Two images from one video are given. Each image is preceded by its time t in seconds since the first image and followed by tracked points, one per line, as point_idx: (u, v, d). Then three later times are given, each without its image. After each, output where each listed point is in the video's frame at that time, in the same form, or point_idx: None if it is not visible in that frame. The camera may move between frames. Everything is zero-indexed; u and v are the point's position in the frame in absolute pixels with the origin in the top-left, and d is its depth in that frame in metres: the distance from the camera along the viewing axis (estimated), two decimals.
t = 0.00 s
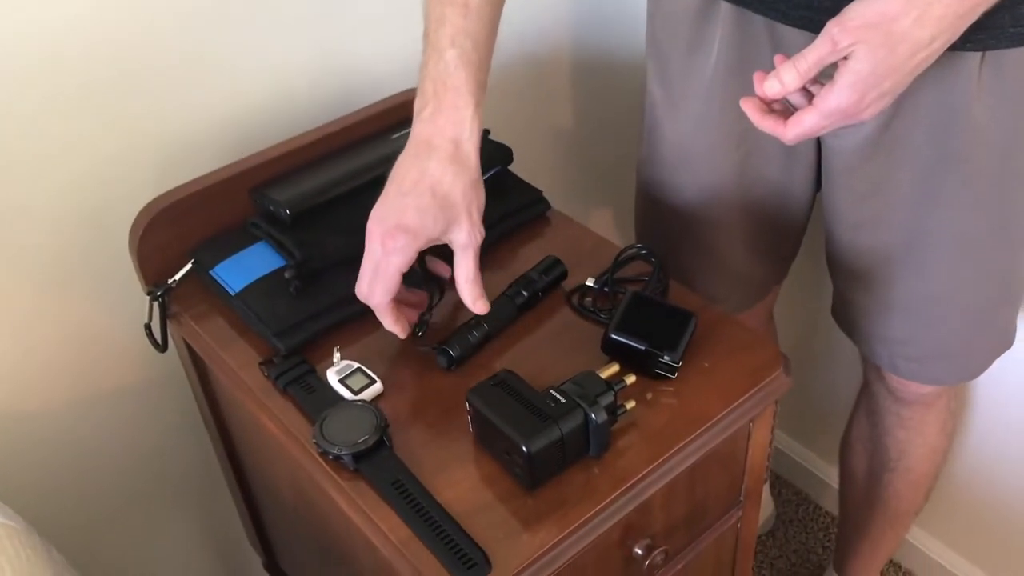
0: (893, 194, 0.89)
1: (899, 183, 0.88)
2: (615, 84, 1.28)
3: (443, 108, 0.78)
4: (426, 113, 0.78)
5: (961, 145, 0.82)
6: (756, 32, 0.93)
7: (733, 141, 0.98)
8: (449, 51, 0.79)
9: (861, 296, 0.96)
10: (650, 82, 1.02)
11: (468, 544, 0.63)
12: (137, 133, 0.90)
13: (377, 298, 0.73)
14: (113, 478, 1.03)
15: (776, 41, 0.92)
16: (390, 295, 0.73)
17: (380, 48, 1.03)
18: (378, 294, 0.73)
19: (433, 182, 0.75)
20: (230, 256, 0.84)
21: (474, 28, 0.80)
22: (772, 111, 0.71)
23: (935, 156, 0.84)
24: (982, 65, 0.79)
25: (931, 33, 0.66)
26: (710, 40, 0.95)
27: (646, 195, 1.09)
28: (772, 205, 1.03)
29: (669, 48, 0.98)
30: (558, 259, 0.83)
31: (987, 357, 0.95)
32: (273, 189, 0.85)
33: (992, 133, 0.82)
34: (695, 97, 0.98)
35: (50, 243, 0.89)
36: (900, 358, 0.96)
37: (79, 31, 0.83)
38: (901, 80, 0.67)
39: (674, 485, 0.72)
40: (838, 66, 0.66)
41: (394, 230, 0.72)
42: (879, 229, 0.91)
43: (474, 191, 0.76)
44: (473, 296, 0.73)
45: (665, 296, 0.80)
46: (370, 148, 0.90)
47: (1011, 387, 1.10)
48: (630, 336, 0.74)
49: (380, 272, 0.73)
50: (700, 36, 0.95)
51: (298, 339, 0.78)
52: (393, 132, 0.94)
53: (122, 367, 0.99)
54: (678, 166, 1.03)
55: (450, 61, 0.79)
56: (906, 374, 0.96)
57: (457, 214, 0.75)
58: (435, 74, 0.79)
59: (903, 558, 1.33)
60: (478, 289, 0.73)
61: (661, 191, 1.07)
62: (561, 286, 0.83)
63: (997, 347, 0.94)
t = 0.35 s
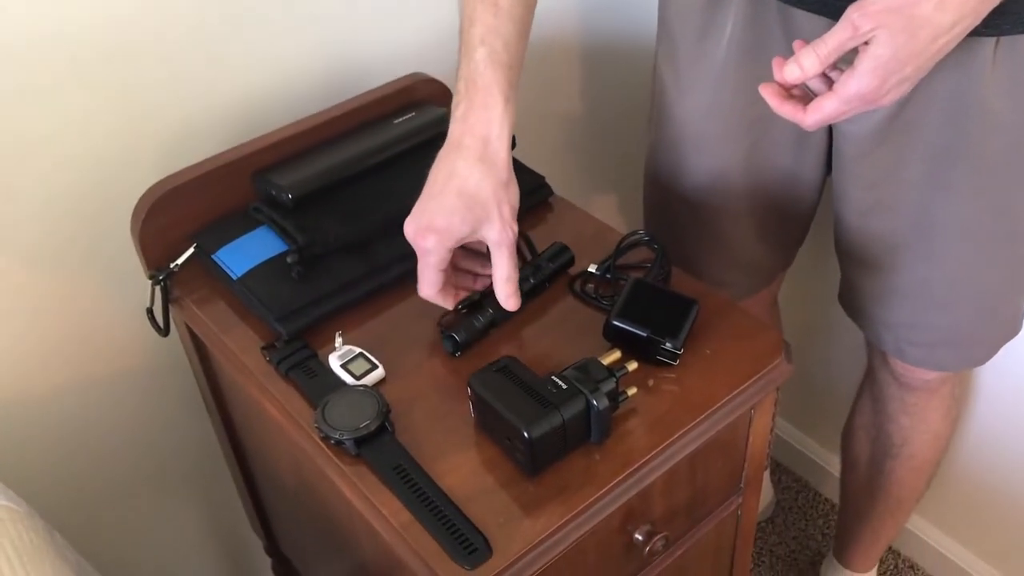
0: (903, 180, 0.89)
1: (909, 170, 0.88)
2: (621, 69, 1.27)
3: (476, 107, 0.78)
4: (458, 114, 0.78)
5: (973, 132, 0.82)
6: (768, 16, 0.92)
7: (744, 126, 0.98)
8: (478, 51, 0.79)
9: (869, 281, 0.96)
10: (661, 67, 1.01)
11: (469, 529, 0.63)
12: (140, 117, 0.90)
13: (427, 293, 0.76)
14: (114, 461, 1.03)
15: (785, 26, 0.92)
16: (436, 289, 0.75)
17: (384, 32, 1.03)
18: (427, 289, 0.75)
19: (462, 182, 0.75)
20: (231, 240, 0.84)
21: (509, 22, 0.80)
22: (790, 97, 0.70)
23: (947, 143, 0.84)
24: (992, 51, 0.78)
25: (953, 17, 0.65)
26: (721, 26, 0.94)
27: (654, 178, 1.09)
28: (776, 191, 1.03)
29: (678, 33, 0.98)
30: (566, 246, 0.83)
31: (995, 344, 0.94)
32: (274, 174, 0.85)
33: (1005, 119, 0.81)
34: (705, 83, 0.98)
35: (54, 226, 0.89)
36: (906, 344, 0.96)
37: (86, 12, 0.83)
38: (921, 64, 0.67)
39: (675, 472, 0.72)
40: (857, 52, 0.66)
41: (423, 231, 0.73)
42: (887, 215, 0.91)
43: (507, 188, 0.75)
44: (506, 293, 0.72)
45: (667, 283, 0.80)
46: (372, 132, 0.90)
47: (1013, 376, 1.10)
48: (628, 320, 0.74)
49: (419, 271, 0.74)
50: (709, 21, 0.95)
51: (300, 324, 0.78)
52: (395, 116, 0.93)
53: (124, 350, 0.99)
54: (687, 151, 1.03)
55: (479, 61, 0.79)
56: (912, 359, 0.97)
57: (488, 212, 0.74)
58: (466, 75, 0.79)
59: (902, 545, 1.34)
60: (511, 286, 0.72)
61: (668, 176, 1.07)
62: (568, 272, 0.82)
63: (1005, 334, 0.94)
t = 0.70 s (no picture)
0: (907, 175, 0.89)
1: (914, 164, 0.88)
2: (625, 63, 1.27)
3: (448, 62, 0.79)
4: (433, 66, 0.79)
5: (978, 127, 0.82)
6: (777, 7, 0.92)
7: (750, 120, 0.98)
8: (456, 6, 0.80)
9: (873, 275, 0.96)
10: (668, 60, 1.01)
11: (473, 523, 0.63)
12: (142, 110, 0.90)
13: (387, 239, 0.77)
14: (116, 456, 1.03)
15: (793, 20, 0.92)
16: (395, 235, 0.77)
17: (386, 27, 1.03)
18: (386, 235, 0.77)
19: (425, 129, 0.76)
20: (233, 235, 0.84)
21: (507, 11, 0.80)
22: (806, 94, 0.70)
23: (952, 138, 0.84)
24: (998, 45, 0.78)
25: (974, 14, 0.65)
26: (730, 17, 0.94)
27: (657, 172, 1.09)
28: (779, 186, 1.03)
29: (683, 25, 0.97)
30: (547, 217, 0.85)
31: (1000, 339, 0.94)
32: (276, 168, 0.85)
33: (1011, 114, 0.81)
34: (711, 75, 0.97)
35: (56, 221, 0.89)
36: (911, 338, 0.96)
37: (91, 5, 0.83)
38: (941, 62, 0.66)
39: (677, 466, 0.72)
40: (877, 49, 0.65)
41: (381, 172, 0.75)
42: (892, 209, 0.91)
43: (469, 138, 0.76)
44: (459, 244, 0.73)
45: (670, 277, 0.80)
46: (374, 126, 0.90)
47: (1016, 371, 1.10)
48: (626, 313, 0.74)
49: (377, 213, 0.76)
50: (715, 15, 0.94)
51: (301, 319, 0.77)
52: (396, 111, 0.93)
53: (125, 345, 0.99)
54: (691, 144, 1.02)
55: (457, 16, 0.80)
56: (916, 354, 0.97)
57: (445, 160, 0.75)
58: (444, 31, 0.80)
59: (903, 540, 1.34)
60: (465, 237, 0.73)
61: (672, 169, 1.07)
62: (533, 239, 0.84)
63: (1011, 329, 0.94)
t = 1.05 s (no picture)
0: (901, 180, 0.89)
1: (909, 170, 0.88)
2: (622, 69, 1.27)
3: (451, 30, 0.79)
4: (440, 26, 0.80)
5: (971, 134, 0.82)
6: (775, 12, 0.92)
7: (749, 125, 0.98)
8: None
9: (870, 278, 0.96)
10: (668, 65, 1.01)
11: (472, 531, 0.63)
12: (140, 118, 0.90)
13: (379, 199, 0.78)
14: (116, 463, 1.03)
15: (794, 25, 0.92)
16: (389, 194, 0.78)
17: (383, 34, 1.03)
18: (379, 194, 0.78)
19: (423, 86, 0.77)
20: (233, 242, 0.84)
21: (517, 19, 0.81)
22: (801, 103, 0.70)
23: (946, 144, 0.84)
24: (995, 51, 0.78)
25: (966, 28, 0.65)
26: (726, 20, 0.94)
27: (657, 175, 1.09)
28: (780, 191, 1.03)
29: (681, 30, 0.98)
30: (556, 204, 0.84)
31: (996, 345, 0.94)
32: (275, 175, 0.85)
33: (1006, 122, 0.81)
34: (709, 79, 0.98)
35: (55, 229, 0.89)
36: (904, 345, 0.97)
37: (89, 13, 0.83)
38: (933, 76, 0.66)
39: (676, 472, 0.72)
40: (870, 61, 0.65)
41: (376, 126, 0.77)
42: (888, 214, 0.91)
43: (467, 95, 0.76)
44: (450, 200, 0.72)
45: (668, 283, 0.80)
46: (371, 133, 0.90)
47: (1015, 375, 1.10)
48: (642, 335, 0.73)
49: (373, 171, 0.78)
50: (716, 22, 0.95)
51: (301, 326, 0.77)
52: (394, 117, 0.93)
53: (125, 352, 0.99)
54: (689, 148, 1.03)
55: None
56: (910, 360, 0.97)
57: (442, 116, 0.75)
58: None
59: (903, 544, 1.34)
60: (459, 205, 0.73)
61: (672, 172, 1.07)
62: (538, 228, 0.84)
63: (1006, 335, 0.94)
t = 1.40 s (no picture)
0: (906, 185, 0.90)
1: (914, 174, 0.89)
2: (622, 76, 1.28)
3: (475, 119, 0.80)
4: (461, 110, 0.80)
5: (976, 139, 0.83)
6: (778, 21, 0.93)
7: (751, 132, 0.99)
8: (482, 49, 0.81)
9: (872, 284, 0.97)
10: (672, 72, 1.01)
11: (472, 537, 0.63)
12: (142, 126, 0.91)
13: (410, 277, 0.77)
14: (115, 470, 1.03)
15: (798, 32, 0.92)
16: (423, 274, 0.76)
17: (382, 42, 1.03)
18: (411, 274, 0.76)
19: (457, 177, 0.76)
20: (232, 250, 0.84)
21: (520, 27, 0.82)
22: (823, 111, 0.71)
23: (954, 149, 0.84)
24: (996, 59, 0.79)
25: (989, 31, 0.65)
26: (733, 32, 0.95)
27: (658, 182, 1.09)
28: (782, 195, 1.03)
29: (683, 38, 0.98)
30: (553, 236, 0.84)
31: (1003, 349, 0.94)
32: (274, 184, 0.85)
33: (1011, 126, 0.82)
34: (713, 88, 0.98)
35: (56, 235, 0.89)
36: (910, 349, 0.97)
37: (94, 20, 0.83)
38: (958, 77, 0.66)
39: (676, 478, 0.72)
40: (893, 66, 0.66)
41: (413, 215, 0.75)
42: (893, 220, 0.92)
43: (500, 185, 0.77)
44: (487, 286, 0.73)
45: (667, 289, 0.81)
46: (371, 142, 0.90)
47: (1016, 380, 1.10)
48: (651, 348, 0.73)
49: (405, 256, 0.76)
50: (719, 30, 0.95)
51: (300, 333, 0.78)
52: (394, 126, 0.93)
53: (125, 360, 0.99)
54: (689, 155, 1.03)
55: (483, 58, 0.81)
56: (916, 364, 0.98)
57: (479, 208, 0.75)
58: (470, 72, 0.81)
59: (903, 551, 1.34)
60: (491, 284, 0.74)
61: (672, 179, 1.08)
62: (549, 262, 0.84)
63: (1014, 338, 0.94)
